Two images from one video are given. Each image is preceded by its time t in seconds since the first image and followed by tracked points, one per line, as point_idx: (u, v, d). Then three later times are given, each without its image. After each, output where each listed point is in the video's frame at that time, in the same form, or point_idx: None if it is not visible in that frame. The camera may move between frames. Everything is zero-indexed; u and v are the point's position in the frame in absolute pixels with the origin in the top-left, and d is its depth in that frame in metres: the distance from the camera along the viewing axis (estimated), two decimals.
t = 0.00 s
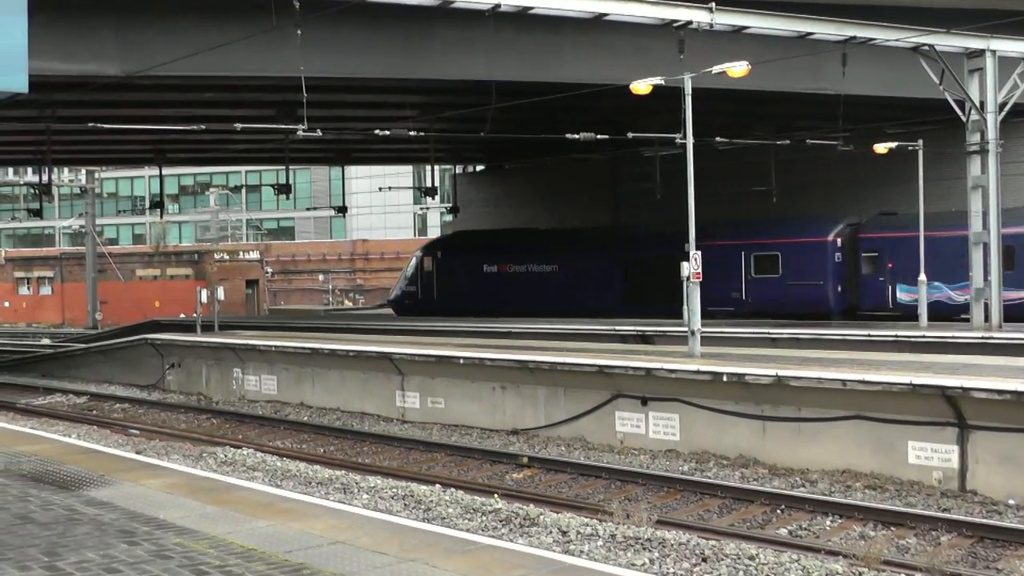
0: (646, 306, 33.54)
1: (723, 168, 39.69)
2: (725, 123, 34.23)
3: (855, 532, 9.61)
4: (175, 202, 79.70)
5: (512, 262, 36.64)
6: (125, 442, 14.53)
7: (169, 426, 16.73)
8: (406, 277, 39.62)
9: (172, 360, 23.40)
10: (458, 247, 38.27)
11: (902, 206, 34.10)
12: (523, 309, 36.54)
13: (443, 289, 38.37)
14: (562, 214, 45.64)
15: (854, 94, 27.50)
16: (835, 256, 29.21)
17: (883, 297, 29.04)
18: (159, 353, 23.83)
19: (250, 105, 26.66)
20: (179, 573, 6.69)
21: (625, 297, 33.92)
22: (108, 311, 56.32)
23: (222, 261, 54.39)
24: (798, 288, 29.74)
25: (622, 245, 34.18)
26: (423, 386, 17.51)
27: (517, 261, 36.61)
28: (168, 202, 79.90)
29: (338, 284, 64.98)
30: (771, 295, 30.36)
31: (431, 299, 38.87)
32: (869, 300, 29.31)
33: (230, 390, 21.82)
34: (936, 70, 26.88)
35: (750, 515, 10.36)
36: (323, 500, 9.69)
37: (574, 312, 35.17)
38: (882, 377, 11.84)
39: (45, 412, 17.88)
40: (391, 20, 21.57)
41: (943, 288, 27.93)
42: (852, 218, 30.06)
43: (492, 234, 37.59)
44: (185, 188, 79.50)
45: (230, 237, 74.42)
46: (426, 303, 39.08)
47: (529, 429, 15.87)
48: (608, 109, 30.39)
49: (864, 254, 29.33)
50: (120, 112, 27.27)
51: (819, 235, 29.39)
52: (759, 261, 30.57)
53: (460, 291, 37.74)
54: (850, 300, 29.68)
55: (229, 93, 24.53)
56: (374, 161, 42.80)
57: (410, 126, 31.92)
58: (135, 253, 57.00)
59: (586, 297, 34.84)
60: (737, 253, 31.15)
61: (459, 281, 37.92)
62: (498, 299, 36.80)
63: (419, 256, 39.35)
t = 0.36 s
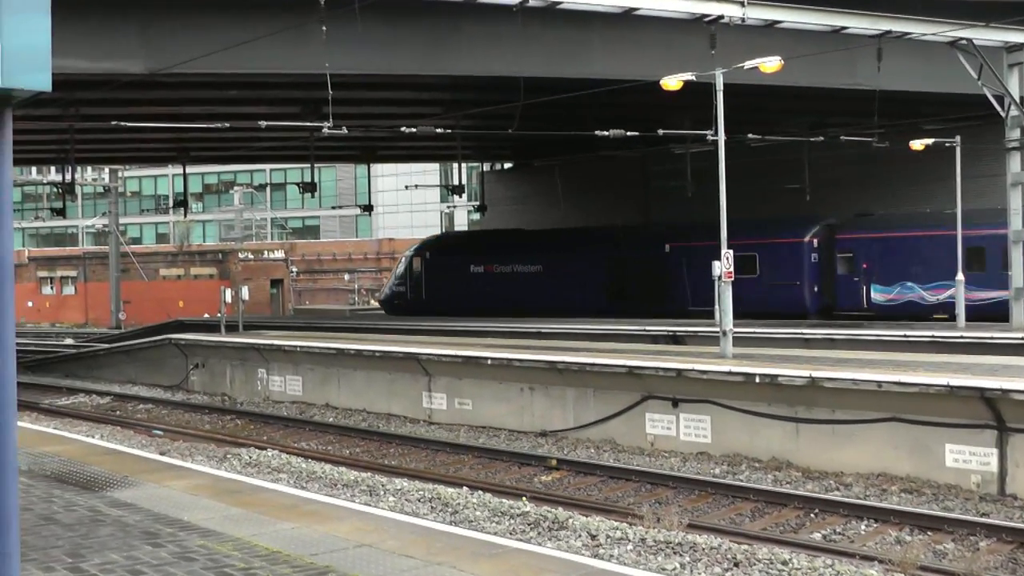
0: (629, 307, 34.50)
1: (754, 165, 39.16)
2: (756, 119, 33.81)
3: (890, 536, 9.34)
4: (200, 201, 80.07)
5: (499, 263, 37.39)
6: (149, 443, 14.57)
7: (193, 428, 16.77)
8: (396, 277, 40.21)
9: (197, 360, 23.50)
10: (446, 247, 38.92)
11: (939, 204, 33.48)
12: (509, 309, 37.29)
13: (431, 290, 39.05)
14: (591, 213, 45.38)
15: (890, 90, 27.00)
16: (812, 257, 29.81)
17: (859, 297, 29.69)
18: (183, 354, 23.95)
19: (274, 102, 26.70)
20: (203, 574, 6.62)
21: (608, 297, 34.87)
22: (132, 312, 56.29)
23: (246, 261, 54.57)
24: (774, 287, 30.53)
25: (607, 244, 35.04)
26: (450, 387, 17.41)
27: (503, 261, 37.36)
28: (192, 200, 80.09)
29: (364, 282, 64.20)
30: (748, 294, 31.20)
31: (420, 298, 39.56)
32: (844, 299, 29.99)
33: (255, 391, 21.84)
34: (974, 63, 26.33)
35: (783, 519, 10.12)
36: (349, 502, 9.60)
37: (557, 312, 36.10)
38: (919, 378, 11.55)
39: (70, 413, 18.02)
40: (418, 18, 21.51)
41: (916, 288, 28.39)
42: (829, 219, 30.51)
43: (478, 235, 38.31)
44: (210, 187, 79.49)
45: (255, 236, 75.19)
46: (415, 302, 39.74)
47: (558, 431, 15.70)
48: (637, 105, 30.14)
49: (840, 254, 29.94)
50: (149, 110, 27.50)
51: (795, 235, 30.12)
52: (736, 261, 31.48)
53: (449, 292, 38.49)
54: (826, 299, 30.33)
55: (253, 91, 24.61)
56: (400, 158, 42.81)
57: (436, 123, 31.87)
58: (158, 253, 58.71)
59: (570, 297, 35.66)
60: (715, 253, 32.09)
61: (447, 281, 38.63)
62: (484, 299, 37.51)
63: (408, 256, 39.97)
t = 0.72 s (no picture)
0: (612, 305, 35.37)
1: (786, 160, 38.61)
2: (787, 114, 33.35)
3: (927, 541, 9.07)
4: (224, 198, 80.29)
5: (486, 262, 38.12)
6: (173, 443, 14.61)
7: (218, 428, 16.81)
8: (385, 276, 40.55)
9: (221, 360, 23.62)
10: (434, 247, 39.41)
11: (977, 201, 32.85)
12: (495, 307, 37.97)
13: (421, 289, 39.59)
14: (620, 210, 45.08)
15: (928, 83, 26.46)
16: (789, 256, 30.67)
17: (834, 297, 30.06)
18: (207, 353, 24.08)
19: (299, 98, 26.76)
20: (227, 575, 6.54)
21: (590, 297, 35.62)
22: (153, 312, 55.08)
23: (271, 258, 55.45)
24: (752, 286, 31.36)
25: (590, 244, 35.77)
26: (478, 388, 17.30)
27: (489, 260, 38.10)
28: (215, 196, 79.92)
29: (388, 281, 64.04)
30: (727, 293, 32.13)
31: (408, 297, 40.01)
32: (821, 299, 30.40)
33: (280, 391, 21.87)
34: (1015, 55, 25.72)
35: (818, 523, 9.88)
36: (376, 505, 9.51)
37: (542, 310, 37.05)
38: (959, 379, 11.25)
39: (94, 412, 18.14)
40: (444, 14, 21.41)
41: (890, 287, 28.89)
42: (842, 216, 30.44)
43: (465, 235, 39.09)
44: (234, 184, 79.51)
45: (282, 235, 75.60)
46: (404, 301, 40.23)
47: (588, 432, 15.53)
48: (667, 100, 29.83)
49: (815, 253, 30.38)
50: (177, 107, 27.65)
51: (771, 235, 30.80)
52: (715, 260, 32.29)
53: (438, 290, 39.08)
54: (803, 299, 30.84)
55: (278, 87, 24.67)
56: (426, 155, 42.77)
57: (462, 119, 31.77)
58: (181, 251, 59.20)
59: (554, 295, 36.45)
60: (694, 253, 32.81)
61: (435, 280, 39.22)
62: (472, 298, 38.32)
63: (397, 256, 40.39)
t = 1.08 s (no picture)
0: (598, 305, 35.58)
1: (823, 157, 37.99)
2: (823, 109, 32.82)
3: (970, 546, 8.79)
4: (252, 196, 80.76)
5: (476, 262, 38.49)
6: (200, 444, 14.64)
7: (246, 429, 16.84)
8: (380, 275, 41.30)
9: (250, 360, 23.73)
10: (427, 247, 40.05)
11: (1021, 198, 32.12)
12: (484, 307, 38.48)
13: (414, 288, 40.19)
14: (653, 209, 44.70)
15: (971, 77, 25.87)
16: (770, 256, 30.89)
17: (814, 297, 30.23)
18: (235, 353, 24.22)
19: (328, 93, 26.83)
20: None
21: (575, 297, 35.90)
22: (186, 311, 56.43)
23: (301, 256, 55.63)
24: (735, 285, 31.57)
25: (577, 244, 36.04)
26: (510, 388, 17.18)
27: (479, 260, 38.53)
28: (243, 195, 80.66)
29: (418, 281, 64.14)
30: (709, 292, 32.34)
31: (402, 297, 40.70)
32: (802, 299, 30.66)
33: (309, 392, 21.88)
34: None
35: (857, 527, 9.60)
36: (405, 506, 9.42)
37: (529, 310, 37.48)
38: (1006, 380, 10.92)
39: (122, 413, 18.26)
40: (475, 12, 21.32)
41: (868, 287, 29.03)
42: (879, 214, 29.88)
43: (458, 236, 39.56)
44: (263, 181, 80.48)
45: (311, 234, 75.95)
46: (398, 301, 40.89)
47: (622, 434, 15.32)
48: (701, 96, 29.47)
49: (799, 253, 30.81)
50: (206, 105, 27.84)
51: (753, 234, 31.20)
52: (698, 260, 32.53)
53: (430, 290, 39.66)
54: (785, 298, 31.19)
55: (307, 83, 24.74)
56: (457, 151, 42.70)
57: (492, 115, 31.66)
58: (208, 250, 59.50)
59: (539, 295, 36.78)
60: (676, 252, 33.13)
61: (427, 279, 39.77)
62: (463, 298, 38.79)
63: (392, 256, 41.10)
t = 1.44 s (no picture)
0: (589, 304, 36.46)
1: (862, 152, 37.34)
2: (862, 104, 32.27)
3: (1014, 551, 8.51)
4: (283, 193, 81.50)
5: (469, 262, 38.82)
6: (231, 444, 14.67)
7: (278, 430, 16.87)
8: (375, 275, 41.55)
9: (279, 360, 23.83)
10: (420, 247, 40.30)
11: None
12: (477, 306, 38.85)
13: (408, 288, 40.44)
14: (687, 206, 44.28)
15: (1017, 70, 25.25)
16: (752, 256, 31.52)
17: (795, 295, 31.08)
18: (266, 352, 24.33)
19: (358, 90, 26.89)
20: None
21: (566, 296, 36.62)
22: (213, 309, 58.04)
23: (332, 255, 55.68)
24: (719, 283, 32.22)
25: (568, 244, 36.65)
26: (544, 388, 17.03)
27: (472, 259, 38.80)
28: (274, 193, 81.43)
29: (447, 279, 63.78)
30: (693, 290, 33.12)
31: (397, 296, 40.95)
32: (783, 298, 31.45)
33: (341, 394, 21.90)
34: None
35: (897, 531, 9.35)
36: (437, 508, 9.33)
37: (520, 308, 38.05)
38: None
39: (153, 413, 18.37)
40: (506, 8, 21.21)
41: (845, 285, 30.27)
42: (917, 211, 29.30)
43: (454, 236, 40.05)
44: (294, 179, 81.36)
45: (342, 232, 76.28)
46: (393, 300, 41.20)
47: (657, 435, 15.13)
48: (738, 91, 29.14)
49: (779, 252, 31.38)
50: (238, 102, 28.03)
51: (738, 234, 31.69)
52: (682, 259, 33.33)
53: (423, 289, 39.96)
54: (766, 297, 31.92)
55: (338, 79, 24.80)
56: (490, 148, 42.60)
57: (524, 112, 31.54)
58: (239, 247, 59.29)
59: (529, 295, 37.47)
60: (662, 251, 33.97)
61: (421, 279, 40.06)
62: (456, 297, 39.21)
63: (387, 255, 41.34)
